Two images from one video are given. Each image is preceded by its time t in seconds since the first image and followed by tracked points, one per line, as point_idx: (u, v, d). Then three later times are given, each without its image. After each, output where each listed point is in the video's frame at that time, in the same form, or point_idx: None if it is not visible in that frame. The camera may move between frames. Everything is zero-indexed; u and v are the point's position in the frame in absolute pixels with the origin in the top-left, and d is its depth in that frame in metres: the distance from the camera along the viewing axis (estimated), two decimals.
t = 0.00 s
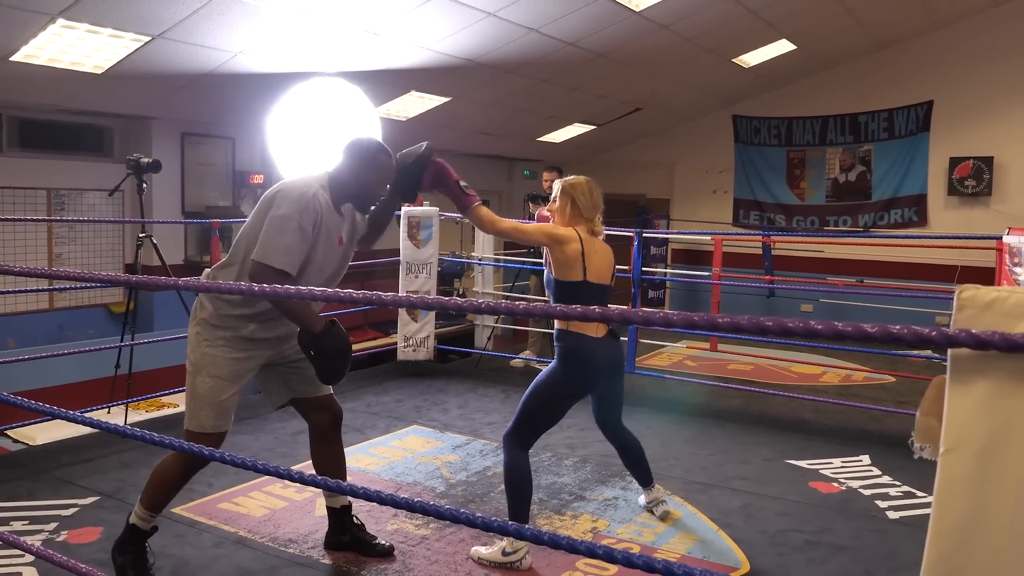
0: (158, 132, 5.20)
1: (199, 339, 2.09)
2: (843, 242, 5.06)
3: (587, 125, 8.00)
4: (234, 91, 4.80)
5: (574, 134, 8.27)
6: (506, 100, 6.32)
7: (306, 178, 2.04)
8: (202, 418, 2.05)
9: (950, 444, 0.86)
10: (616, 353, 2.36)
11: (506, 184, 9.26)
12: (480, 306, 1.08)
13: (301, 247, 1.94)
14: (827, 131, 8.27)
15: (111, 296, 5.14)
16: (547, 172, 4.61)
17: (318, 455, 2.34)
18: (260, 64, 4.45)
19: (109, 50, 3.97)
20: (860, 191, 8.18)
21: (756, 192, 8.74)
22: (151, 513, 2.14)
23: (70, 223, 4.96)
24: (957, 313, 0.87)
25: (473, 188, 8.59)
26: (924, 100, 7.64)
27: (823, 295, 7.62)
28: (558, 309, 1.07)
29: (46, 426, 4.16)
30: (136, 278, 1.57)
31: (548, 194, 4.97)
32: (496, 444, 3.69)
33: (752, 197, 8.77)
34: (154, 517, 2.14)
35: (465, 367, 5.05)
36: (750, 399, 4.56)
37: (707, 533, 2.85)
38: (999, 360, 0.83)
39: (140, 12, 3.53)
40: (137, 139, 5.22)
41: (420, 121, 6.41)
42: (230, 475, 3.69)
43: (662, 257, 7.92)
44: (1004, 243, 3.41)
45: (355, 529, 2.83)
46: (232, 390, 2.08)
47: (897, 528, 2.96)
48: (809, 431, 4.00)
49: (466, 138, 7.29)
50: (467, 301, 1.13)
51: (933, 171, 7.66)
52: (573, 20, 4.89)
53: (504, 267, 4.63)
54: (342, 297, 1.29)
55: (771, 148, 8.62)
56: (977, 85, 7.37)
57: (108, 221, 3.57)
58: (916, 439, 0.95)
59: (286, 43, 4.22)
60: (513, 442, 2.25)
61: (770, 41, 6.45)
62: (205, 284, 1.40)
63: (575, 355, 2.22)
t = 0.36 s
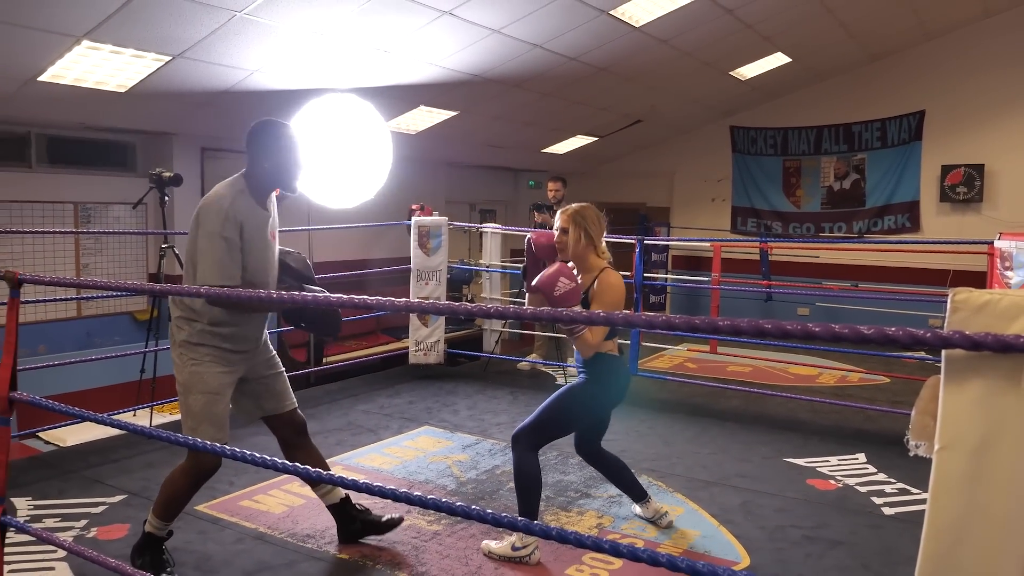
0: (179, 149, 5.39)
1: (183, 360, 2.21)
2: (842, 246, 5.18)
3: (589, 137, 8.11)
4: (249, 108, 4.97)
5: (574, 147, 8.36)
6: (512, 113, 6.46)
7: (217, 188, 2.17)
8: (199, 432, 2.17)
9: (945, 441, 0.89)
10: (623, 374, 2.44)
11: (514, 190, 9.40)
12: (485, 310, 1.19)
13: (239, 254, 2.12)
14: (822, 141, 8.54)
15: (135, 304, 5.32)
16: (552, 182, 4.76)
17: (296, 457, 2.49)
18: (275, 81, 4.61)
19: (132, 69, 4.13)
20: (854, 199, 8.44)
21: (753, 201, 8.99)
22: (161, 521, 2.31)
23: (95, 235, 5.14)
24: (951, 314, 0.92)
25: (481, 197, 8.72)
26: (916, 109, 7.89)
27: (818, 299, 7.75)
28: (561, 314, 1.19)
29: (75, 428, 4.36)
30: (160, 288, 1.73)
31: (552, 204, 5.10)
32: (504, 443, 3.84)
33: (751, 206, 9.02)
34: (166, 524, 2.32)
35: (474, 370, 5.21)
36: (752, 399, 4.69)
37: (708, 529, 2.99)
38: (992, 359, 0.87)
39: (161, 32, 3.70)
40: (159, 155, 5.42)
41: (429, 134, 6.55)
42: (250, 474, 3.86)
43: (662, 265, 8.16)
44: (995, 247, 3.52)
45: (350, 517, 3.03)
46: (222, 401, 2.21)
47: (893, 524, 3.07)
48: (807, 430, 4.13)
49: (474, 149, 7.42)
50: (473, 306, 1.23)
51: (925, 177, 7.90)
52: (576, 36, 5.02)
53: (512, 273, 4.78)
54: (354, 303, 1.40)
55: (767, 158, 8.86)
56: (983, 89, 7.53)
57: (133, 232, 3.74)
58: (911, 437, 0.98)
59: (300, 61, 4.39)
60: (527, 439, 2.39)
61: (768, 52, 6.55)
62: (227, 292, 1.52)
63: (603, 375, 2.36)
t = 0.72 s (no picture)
0: (210, 155, 5.64)
1: (198, 332, 2.45)
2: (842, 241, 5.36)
3: (597, 140, 8.30)
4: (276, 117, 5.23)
5: (585, 148, 8.56)
6: (525, 118, 6.66)
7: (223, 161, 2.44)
8: (212, 398, 2.41)
9: (939, 427, 0.92)
10: (631, 343, 2.63)
11: (525, 191, 9.62)
12: (501, 305, 1.35)
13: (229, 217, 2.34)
14: (820, 142, 8.71)
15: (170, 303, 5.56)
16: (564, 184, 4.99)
17: (297, 428, 2.82)
18: (300, 91, 4.85)
19: (168, 80, 4.37)
20: (851, 197, 8.61)
21: (754, 200, 9.18)
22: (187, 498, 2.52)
23: (134, 237, 5.37)
24: (944, 306, 0.95)
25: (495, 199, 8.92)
26: (909, 111, 8.05)
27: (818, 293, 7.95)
28: (570, 308, 1.32)
29: (112, 419, 4.60)
30: (193, 286, 1.87)
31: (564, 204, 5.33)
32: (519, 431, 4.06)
33: (751, 205, 9.20)
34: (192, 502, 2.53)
35: (490, 362, 5.43)
36: (755, 388, 4.90)
37: (713, 511, 3.18)
38: (981, 348, 0.90)
39: (194, 46, 3.93)
40: (191, 163, 5.70)
41: (445, 139, 6.77)
42: (279, 461, 4.08)
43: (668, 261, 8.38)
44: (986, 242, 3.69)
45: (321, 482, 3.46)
46: (233, 372, 2.46)
47: (890, 506, 3.24)
48: (808, 417, 4.32)
49: (488, 153, 7.63)
50: (491, 301, 1.41)
51: (919, 176, 8.06)
52: (583, 45, 5.22)
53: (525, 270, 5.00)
54: (377, 300, 1.55)
55: (768, 158, 9.04)
56: (974, 92, 7.65)
57: (168, 235, 3.96)
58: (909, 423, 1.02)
59: (323, 72, 4.62)
60: (534, 412, 2.64)
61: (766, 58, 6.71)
62: (260, 290, 1.67)
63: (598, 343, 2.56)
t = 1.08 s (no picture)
0: (206, 150, 5.60)
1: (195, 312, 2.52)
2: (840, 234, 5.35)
3: (595, 133, 8.30)
4: (273, 112, 5.20)
5: (583, 143, 8.56)
6: (522, 113, 6.64)
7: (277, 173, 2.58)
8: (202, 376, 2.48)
9: (937, 419, 0.93)
10: (593, 343, 2.56)
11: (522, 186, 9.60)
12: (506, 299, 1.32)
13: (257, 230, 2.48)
14: (818, 134, 8.72)
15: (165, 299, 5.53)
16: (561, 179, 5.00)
17: (285, 419, 2.83)
18: (295, 85, 4.82)
19: (162, 75, 4.33)
20: (850, 189, 8.64)
21: (753, 193, 9.18)
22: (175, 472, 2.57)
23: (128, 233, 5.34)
24: (943, 298, 0.94)
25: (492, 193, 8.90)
26: (908, 104, 8.05)
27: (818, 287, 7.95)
28: (571, 303, 1.30)
29: (108, 417, 4.57)
30: (190, 283, 1.87)
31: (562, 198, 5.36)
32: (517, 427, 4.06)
33: (750, 198, 9.21)
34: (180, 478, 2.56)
35: (488, 357, 5.42)
36: (754, 382, 4.90)
37: (712, 506, 3.16)
38: (979, 339, 0.90)
39: (189, 40, 3.89)
40: (185, 158, 5.66)
41: (442, 134, 6.75)
42: (277, 459, 4.05)
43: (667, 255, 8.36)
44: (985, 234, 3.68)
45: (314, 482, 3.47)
46: (225, 354, 2.52)
47: (889, 499, 3.24)
48: (807, 411, 4.32)
49: (485, 147, 7.60)
50: (490, 296, 1.40)
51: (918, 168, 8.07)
52: (581, 38, 5.20)
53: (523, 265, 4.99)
54: (376, 296, 1.54)
55: (766, 152, 9.04)
56: (972, 86, 7.67)
57: (164, 232, 3.93)
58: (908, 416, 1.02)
59: (319, 67, 4.59)
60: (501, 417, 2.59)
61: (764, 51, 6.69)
62: (252, 285, 1.67)
63: (561, 347, 2.48)
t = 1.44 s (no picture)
0: (196, 149, 5.44)
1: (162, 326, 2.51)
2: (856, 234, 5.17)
3: (603, 129, 8.14)
4: (267, 107, 5.04)
5: (591, 138, 8.41)
6: (525, 108, 6.46)
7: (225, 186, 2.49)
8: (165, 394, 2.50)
9: (969, 428, 0.94)
10: (616, 363, 2.38)
11: (526, 188, 9.41)
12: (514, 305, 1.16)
13: (225, 248, 2.40)
14: (839, 129, 8.51)
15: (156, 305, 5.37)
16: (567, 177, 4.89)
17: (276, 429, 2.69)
18: (289, 80, 4.66)
19: (150, 70, 4.17)
20: (872, 185, 8.43)
21: (770, 189, 8.98)
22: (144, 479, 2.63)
23: (116, 236, 5.17)
24: (972, 301, 0.95)
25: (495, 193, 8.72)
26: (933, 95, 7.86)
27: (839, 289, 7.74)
28: (580, 307, 1.14)
29: (98, 428, 4.40)
30: (177, 287, 1.74)
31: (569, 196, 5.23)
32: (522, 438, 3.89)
33: (767, 194, 9.00)
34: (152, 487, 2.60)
35: (493, 364, 5.24)
36: (768, 390, 4.71)
37: (731, 520, 2.97)
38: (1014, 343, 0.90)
39: (178, 35, 3.73)
40: (176, 157, 5.50)
41: (444, 130, 6.58)
42: (272, 471, 3.87)
43: (679, 254, 8.14)
44: (1015, 231, 3.51)
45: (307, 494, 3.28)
46: (187, 371, 2.49)
47: (919, 513, 3.03)
48: (827, 420, 4.12)
49: (487, 144, 7.42)
50: (492, 300, 1.23)
51: (945, 162, 7.87)
52: (587, 29, 5.03)
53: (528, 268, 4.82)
54: (370, 299, 1.40)
55: (784, 146, 8.85)
56: (993, 82, 7.55)
57: (153, 233, 3.77)
58: (936, 424, 1.04)
59: (315, 61, 4.42)
60: (507, 424, 2.42)
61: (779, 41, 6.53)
62: (240, 291, 1.54)
63: (580, 363, 2.31)
